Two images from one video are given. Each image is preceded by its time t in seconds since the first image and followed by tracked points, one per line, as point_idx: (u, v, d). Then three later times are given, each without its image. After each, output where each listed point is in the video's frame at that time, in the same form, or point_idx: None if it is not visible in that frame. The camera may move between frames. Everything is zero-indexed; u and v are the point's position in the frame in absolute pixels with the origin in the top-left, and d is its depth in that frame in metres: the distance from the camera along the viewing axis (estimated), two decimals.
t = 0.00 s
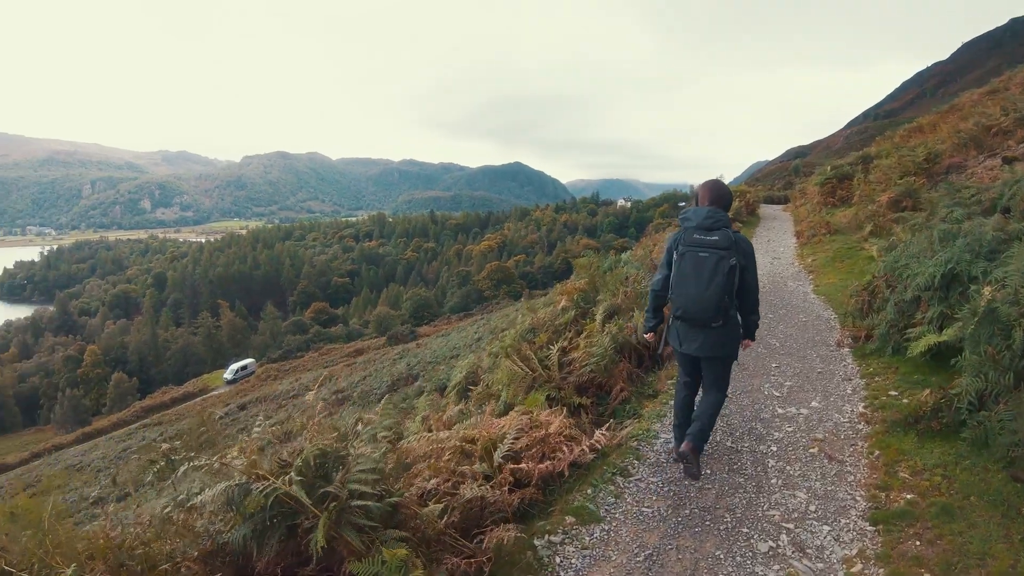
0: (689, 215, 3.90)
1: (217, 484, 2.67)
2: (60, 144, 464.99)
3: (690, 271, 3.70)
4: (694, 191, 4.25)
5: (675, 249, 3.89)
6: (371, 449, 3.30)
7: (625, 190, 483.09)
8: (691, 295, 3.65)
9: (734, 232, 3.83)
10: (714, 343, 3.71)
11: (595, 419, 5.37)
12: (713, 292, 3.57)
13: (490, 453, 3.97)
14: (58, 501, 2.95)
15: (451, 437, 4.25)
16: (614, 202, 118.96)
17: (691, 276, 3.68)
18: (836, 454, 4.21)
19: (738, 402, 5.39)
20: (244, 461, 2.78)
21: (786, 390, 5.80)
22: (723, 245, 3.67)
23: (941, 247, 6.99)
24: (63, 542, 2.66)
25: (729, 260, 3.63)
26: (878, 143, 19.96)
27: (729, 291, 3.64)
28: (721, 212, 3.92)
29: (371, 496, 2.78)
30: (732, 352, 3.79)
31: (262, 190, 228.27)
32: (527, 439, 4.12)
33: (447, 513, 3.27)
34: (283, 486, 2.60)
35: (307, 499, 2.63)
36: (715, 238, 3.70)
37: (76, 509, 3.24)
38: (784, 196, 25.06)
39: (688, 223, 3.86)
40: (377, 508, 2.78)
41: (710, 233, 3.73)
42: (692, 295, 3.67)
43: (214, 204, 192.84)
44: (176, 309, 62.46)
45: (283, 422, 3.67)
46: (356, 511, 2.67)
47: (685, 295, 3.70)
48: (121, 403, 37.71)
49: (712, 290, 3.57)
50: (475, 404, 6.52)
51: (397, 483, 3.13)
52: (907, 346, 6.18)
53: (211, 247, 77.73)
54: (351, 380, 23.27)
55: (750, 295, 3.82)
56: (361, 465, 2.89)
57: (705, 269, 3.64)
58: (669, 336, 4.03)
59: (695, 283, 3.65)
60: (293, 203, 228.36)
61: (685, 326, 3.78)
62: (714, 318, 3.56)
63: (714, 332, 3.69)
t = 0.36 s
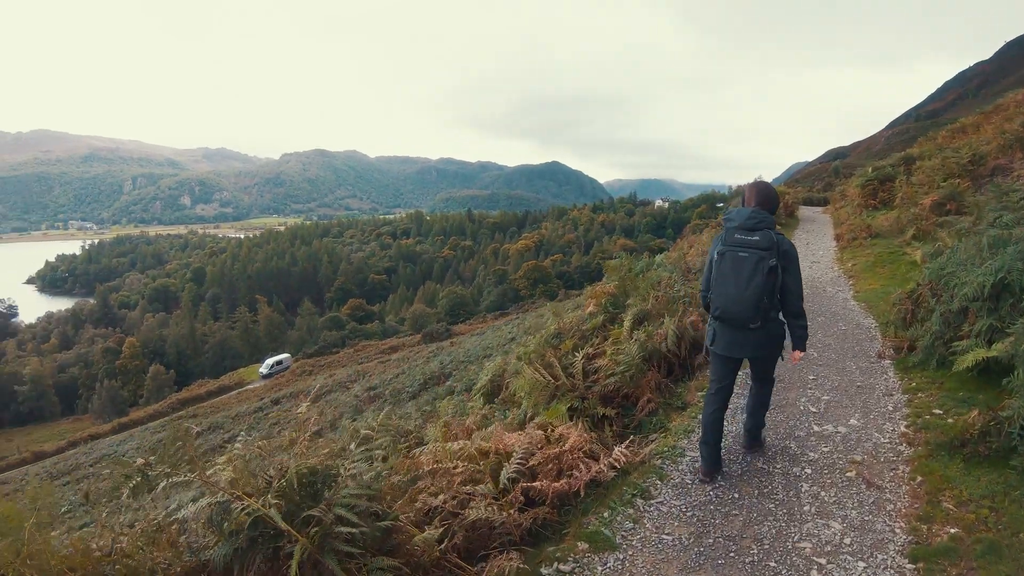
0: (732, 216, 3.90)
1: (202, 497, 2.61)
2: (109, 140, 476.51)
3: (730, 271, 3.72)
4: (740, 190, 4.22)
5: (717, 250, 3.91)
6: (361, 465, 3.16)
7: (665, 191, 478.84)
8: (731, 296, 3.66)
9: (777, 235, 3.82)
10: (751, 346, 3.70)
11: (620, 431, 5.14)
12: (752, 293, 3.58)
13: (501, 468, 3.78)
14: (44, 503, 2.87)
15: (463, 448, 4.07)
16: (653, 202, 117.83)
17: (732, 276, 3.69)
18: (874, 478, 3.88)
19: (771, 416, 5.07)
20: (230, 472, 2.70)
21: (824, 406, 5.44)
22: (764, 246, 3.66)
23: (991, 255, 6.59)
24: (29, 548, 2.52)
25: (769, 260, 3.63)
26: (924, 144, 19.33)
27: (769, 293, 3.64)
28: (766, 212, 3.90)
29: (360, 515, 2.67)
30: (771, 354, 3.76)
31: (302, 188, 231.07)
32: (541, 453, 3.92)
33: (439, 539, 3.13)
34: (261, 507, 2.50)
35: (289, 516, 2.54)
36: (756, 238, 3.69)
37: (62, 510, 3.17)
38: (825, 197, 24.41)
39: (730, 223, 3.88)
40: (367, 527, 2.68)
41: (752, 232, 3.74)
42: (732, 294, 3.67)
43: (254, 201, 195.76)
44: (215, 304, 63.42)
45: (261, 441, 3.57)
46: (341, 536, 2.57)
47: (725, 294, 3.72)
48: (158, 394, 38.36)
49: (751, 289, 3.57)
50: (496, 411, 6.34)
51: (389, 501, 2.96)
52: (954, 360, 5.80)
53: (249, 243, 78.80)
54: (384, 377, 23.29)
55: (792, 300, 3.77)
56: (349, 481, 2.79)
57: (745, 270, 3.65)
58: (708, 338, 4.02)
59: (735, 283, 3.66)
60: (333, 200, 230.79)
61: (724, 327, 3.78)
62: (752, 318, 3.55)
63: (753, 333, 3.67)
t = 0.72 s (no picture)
0: (789, 221, 3.79)
1: (182, 503, 2.60)
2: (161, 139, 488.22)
3: (784, 278, 3.62)
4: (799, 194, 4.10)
5: (772, 254, 3.80)
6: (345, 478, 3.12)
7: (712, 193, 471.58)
8: (781, 304, 3.57)
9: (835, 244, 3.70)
10: (799, 353, 3.61)
11: (645, 445, 4.88)
12: (803, 302, 3.48)
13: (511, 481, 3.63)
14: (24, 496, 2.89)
15: (474, 461, 3.98)
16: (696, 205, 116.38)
17: (785, 283, 3.59)
18: (916, 507, 3.56)
19: (807, 431, 4.75)
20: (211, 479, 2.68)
21: (864, 423, 5.07)
22: (818, 255, 3.55)
23: None
24: None
25: (823, 271, 3.51)
26: (976, 144, 18.51)
27: (822, 302, 3.54)
28: (825, 217, 3.78)
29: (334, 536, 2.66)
30: (819, 363, 3.68)
31: (346, 188, 233.66)
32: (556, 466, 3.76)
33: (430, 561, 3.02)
34: (230, 524, 2.45)
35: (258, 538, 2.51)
36: (811, 246, 3.58)
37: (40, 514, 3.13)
38: (870, 200, 23.69)
39: (786, 229, 3.77)
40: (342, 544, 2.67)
41: (807, 240, 3.62)
42: (783, 303, 3.58)
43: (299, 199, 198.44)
44: (256, 302, 64.53)
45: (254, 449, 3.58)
46: (318, 555, 2.57)
47: (776, 302, 3.63)
48: (199, 388, 38.99)
49: (802, 299, 3.47)
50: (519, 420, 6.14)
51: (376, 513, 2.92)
52: (1006, 377, 5.38)
53: (292, 241, 79.78)
54: (419, 377, 23.25)
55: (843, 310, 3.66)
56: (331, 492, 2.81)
57: (798, 279, 3.55)
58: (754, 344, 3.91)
59: (786, 292, 3.56)
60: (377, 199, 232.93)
61: (773, 334, 3.70)
62: (801, 327, 3.46)
63: (801, 342, 3.59)
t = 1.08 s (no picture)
0: (848, 217, 3.97)
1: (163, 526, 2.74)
2: (218, 141, 500.21)
3: (843, 272, 3.77)
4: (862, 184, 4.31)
5: (832, 249, 3.97)
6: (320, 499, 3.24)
7: (764, 197, 463.47)
8: (840, 299, 3.73)
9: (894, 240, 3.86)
10: (857, 350, 3.74)
11: (673, 465, 4.67)
12: (862, 296, 3.64)
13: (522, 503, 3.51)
14: (17, 504, 3.10)
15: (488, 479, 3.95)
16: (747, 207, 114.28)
17: (843, 279, 3.75)
18: (961, 547, 3.22)
19: (848, 457, 4.40)
20: (189, 503, 2.88)
21: (910, 447, 4.69)
22: (879, 252, 3.71)
23: None
24: None
25: (883, 267, 3.67)
26: None
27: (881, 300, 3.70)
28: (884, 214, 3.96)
29: (311, 562, 2.72)
30: (877, 360, 3.81)
31: (395, 190, 236.04)
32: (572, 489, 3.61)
33: None
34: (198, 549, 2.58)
35: (230, 562, 2.65)
36: (872, 242, 3.75)
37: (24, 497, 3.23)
38: (922, 203, 22.86)
39: (846, 224, 3.94)
40: None
41: (868, 236, 3.80)
42: (842, 298, 3.74)
43: (348, 199, 200.98)
44: (304, 303, 66.15)
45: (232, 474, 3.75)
46: None
47: (834, 296, 3.79)
48: (246, 385, 39.71)
49: (861, 293, 3.63)
50: (545, 432, 5.99)
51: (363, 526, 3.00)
52: None
53: (340, 242, 80.68)
54: (459, 379, 23.19)
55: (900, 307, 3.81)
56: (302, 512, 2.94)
57: (857, 274, 3.71)
58: (813, 336, 4.08)
59: (845, 287, 3.72)
60: (425, 200, 234.57)
61: (832, 328, 3.85)
62: (859, 322, 3.60)
63: (858, 339, 3.72)
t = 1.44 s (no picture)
0: (912, 227, 3.87)
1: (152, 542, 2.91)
2: (278, 143, 511.53)
3: (908, 286, 3.67)
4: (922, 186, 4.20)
5: (896, 262, 3.85)
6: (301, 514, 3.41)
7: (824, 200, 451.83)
8: (906, 314, 3.62)
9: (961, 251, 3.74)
10: (923, 366, 3.62)
11: (710, 486, 4.44)
12: (929, 310, 3.52)
13: (536, 526, 3.42)
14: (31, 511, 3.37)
15: (508, 496, 3.91)
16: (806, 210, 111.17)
17: (910, 294, 3.64)
18: None
19: (892, 484, 4.08)
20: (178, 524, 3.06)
21: (963, 474, 4.32)
22: (946, 264, 3.59)
23: None
24: None
25: (951, 280, 3.55)
26: None
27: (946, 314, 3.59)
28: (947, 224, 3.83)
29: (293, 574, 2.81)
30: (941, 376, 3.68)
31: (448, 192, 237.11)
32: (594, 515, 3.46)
33: None
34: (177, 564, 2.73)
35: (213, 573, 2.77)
36: (938, 254, 3.64)
37: None
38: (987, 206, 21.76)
39: (910, 235, 3.83)
40: None
41: (934, 247, 3.68)
42: (908, 312, 3.63)
43: (401, 200, 203.02)
44: (356, 302, 67.11)
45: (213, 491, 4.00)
46: None
47: (900, 311, 3.68)
48: (295, 382, 40.33)
49: (928, 308, 3.52)
50: (577, 444, 5.83)
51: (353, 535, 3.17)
52: None
53: (391, 242, 81.45)
54: (503, 381, 23.04)
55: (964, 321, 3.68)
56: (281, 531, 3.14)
57: (924, 287, 3.60)
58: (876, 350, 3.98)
59: (912, 302, 3.60)
60: (478, 201, 235.53)
61: (895, 344, 3.73)
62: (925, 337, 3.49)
63: (922, 355, 3.61)
